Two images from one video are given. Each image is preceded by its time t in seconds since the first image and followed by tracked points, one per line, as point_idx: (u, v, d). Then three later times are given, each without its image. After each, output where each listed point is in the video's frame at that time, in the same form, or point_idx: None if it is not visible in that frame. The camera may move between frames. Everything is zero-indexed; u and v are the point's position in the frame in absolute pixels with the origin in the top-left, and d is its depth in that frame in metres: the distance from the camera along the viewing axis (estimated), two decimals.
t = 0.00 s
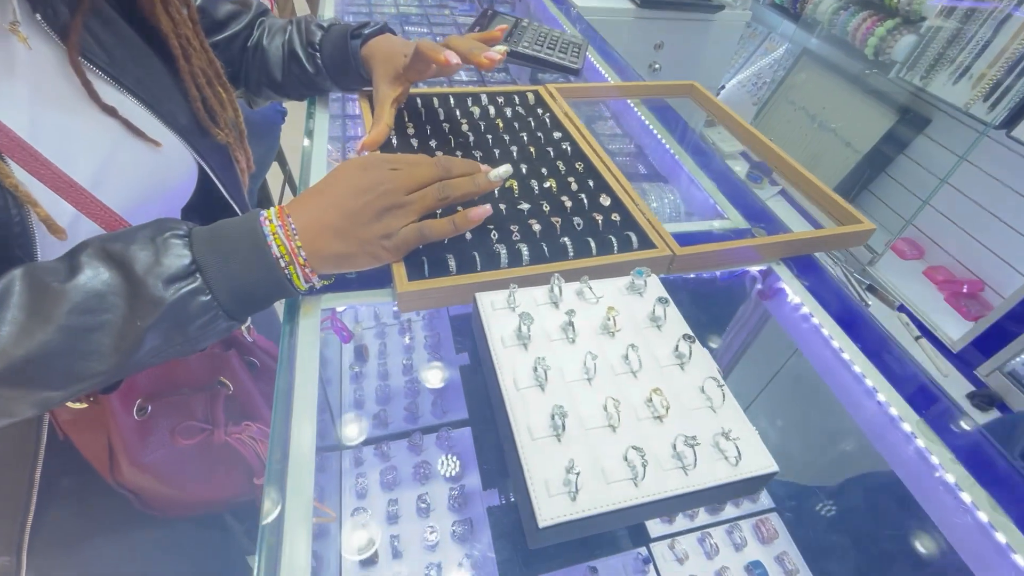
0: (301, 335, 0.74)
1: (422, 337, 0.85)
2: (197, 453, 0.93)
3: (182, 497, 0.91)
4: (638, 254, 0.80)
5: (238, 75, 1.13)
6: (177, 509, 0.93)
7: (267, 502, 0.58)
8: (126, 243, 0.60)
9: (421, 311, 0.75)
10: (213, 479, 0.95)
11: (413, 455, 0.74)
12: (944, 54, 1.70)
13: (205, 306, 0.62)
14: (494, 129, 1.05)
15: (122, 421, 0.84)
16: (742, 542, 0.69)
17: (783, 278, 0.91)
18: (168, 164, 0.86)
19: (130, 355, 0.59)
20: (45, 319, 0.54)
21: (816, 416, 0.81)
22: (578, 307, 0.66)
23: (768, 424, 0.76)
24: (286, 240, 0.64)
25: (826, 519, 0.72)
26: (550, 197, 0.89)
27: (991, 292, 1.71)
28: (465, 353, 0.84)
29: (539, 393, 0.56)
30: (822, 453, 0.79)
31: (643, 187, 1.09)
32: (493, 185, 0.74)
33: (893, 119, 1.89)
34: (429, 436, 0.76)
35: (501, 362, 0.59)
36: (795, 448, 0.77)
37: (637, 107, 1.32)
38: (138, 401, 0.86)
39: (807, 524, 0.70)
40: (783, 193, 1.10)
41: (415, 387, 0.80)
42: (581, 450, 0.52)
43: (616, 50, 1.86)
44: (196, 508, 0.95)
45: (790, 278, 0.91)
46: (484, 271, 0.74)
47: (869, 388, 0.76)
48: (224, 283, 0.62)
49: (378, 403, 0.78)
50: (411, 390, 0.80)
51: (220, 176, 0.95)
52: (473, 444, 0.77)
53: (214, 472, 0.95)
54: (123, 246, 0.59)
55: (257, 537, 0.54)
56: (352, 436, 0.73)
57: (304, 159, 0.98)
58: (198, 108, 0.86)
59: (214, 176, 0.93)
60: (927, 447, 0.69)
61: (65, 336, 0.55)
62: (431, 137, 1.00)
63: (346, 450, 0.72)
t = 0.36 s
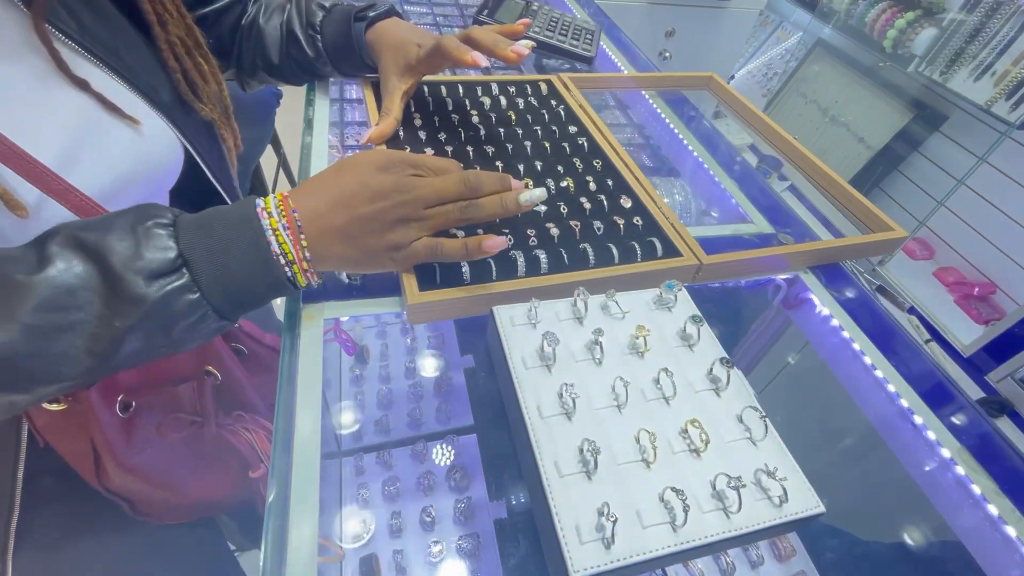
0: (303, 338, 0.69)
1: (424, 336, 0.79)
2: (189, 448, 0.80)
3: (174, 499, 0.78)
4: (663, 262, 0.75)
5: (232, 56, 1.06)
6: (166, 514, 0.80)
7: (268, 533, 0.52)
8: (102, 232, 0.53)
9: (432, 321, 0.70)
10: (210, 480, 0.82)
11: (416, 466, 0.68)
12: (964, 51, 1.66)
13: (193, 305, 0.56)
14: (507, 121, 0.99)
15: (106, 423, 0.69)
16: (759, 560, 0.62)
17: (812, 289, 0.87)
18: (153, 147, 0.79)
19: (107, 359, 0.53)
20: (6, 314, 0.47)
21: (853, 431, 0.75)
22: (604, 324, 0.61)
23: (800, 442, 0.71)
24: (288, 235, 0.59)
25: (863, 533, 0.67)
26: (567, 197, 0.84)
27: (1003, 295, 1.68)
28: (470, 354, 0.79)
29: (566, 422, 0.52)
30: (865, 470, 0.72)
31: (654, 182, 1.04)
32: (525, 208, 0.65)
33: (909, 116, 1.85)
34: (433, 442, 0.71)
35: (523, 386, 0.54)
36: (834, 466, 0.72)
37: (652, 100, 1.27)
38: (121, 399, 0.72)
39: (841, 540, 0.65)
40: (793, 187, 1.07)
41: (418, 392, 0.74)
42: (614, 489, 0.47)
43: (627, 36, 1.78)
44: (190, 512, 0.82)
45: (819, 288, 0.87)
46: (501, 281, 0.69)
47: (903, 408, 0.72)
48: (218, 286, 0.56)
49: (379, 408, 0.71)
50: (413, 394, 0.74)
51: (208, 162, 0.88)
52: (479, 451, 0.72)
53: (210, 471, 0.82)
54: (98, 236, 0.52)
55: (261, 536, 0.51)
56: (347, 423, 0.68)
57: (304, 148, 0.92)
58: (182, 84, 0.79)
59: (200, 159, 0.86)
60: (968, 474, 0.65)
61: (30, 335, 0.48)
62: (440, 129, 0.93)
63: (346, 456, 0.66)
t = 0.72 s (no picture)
0: (299, 332, 0.66)
1: (420, 329, 0.76)
2: (152, 397, 0.70)
3: (148, 456, 0.69)
4: (668, 255, 0.73)
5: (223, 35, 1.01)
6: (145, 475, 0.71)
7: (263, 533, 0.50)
8: None
9: (431, 315, 0.68)
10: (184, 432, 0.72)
11: (412, 459, 0.67)
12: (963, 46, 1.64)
13: None
14: (507, 109, 0.96)
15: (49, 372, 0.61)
16: (758, 556, 0.62)
17: (817, 283, 0.85)
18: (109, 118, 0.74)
19: None
20: None
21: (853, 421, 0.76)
22: (610, 319, 0.59)
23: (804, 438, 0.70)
24: (17, 141, 0.46)
25: (872, 527, 0.66)
26: (569, 187, 0.81)
27: (996, 291, 1.68)
28: (467, 347, 0.78)
29: (572, 420, 0.50)
30: (866, 452, 0.73)
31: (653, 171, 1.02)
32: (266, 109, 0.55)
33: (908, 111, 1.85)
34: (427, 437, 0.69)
35: (527, 382, 0.52)
36: (839, 461, 0.71)
37: (653, 90, 1.25)
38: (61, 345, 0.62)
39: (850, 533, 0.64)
40: (790, 180, 1.06)
41: (414, 385, 0.73)
42: (623, 491, 0.46)
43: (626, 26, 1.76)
44: (169, 472, 0.73)
45: (824, 283, 0.85)
46: (503, 272, 0.66)
47: (910, 406, 0.71)
48: None
49: (374, 401, 0.70)
50: (409, 388, 0.73)
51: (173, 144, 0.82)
52: (475, 447, 0.71)
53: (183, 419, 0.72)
54: None
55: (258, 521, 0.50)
56: (337, 417, 0.65)
57: (297, 134, 0.89)
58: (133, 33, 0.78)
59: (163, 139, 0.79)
60: (975, 473, 0.64)
61: None
62: (438, 116, 0.91)
63: (341, 451, 0.64)
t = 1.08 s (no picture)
0: (277, 334, 0.64)
1: (403, 328, 0.75)
2: (106, 377, 0.67)
3: (108, 439, 0.66)
4: (648, 258, 0.73)
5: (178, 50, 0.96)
6: (111, 464, 0.67)
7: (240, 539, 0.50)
8: None
9: (411, 317, 0.67)
10: (145, 412, 0.69)
11: (395, 458, 0.67)
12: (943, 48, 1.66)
13: None
14: (491, 109, 0.96)
15: None
16: (735, 552, 0.64)
17: (795, 286, 0.87)
18: (53, 116, 0.72)
19: None
20: None
21: (830, 422, 0.76)
22: (589, 324, 0.60)
23: (783, 439, 0.70)
24: None
25: (843, 523, 0.67)
26: (551, 189, 0.81)
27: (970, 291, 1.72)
28: (451, 346, 0.77)
29: (550, 426, 0.50)
30: (839, 452, 0.73)
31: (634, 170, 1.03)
32: None
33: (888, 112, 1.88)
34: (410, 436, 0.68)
35: (506, 388, 0.53)
36: (817, 462, 0.71)
37: (637, 90, 1.25)
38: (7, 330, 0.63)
39: (823, 530, 0.66)
40: (772, 180, 1.08)
41: (397, 384, 0.72)
42: (599, 496, 0.46)
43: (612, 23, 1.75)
44: (135, 459, 0.69)
45: (802, 287, 0.86)
46: (483, 275, 0.66)
47: (882, 407, 0.73)
48: None
49: (356, 401, 0.69)
50: (392, 387, 0.72)
51: (134, 147, 0.82)
52: (459, 448, 0.70)
53: (143, 399, 0.69)
54: None
55: (234, 526, 0.49)
56: (321, 411, 0.65)
57: (277, 132, 0.88)
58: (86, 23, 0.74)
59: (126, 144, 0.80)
60: (944, 473, 0.66)
61: None
62: (421, 115, 0.90)
63: (320, 452, 0.63)
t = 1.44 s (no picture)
0: (246, 342, 0.63)
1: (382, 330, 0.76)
2: (55, 392, 0.69)
3: (54, 454, 0.67)
4: (624, 262, 0.73)
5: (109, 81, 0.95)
6: (59, 479, 0.69)
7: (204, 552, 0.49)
8: None
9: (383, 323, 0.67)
10: (95, 427, 0.70)
11: (373, 463, 0.67)
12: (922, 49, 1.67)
13: None
14: (470, 108, 0.94)
15: None
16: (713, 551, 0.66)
17: (770, 289, 0.87)
18: None
19: None
20: None
21: (801, 422, 0.77)
22: (563, 331, 0.59)
23: (751, 438, 0.71)
24: None
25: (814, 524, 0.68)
26: (529, 191, 0.81)
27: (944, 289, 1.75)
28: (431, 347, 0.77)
29: (522, 436, 0.50)
30: (810, 450, 0.74)
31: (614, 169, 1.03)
32: None
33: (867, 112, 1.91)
34: (390, 439, 0.70)
35: (478, 397, 0.52)
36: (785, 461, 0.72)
37: (619, 89, 1.25)
38: None
39: (793, 529, 0.67)
40: (755, 178, 1.09)
41: (375, 386, 0.74)
42: (569, 508, 0.46)
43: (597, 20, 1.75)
44: (90, 472, 0.70)
45: (777, 290, 0.87)
46: (458, 281, 0.65)
47: (852, 410, 0.74)
48: None
49: (334, 403, 0.71)
50: (370, 389, 0.73)
51: (89, 157, 0.90)
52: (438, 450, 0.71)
53: (93, 414, 0.70)
54: None
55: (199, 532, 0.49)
56: (304, 407, 0.69)
57: (250, 131, 0.87)
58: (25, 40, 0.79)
59: (80, 154, 0.89)
60: (911, 476, 0.67)
61: None
62: (398, 114, 0.88)
63: (297, 456, 0.65)
